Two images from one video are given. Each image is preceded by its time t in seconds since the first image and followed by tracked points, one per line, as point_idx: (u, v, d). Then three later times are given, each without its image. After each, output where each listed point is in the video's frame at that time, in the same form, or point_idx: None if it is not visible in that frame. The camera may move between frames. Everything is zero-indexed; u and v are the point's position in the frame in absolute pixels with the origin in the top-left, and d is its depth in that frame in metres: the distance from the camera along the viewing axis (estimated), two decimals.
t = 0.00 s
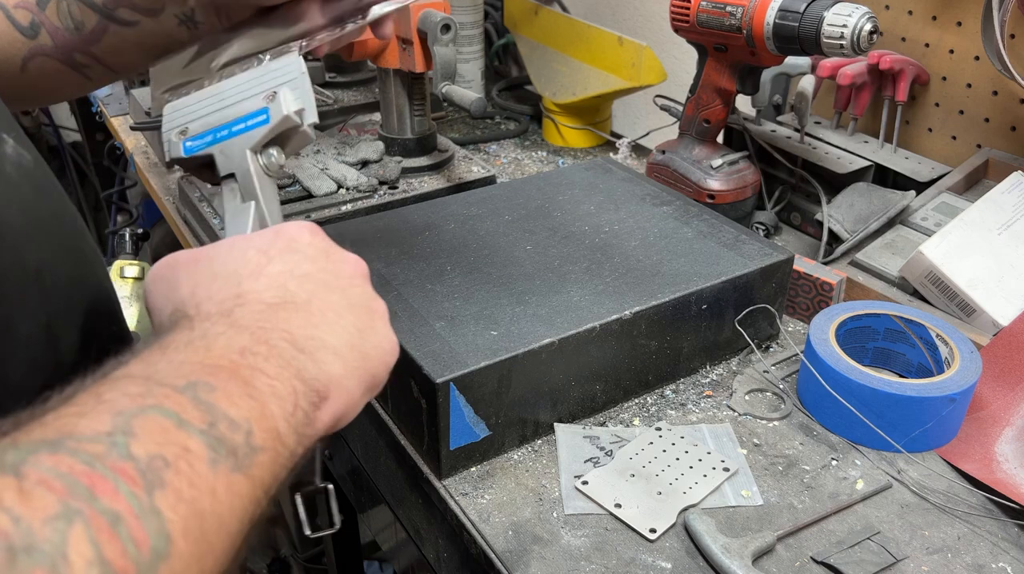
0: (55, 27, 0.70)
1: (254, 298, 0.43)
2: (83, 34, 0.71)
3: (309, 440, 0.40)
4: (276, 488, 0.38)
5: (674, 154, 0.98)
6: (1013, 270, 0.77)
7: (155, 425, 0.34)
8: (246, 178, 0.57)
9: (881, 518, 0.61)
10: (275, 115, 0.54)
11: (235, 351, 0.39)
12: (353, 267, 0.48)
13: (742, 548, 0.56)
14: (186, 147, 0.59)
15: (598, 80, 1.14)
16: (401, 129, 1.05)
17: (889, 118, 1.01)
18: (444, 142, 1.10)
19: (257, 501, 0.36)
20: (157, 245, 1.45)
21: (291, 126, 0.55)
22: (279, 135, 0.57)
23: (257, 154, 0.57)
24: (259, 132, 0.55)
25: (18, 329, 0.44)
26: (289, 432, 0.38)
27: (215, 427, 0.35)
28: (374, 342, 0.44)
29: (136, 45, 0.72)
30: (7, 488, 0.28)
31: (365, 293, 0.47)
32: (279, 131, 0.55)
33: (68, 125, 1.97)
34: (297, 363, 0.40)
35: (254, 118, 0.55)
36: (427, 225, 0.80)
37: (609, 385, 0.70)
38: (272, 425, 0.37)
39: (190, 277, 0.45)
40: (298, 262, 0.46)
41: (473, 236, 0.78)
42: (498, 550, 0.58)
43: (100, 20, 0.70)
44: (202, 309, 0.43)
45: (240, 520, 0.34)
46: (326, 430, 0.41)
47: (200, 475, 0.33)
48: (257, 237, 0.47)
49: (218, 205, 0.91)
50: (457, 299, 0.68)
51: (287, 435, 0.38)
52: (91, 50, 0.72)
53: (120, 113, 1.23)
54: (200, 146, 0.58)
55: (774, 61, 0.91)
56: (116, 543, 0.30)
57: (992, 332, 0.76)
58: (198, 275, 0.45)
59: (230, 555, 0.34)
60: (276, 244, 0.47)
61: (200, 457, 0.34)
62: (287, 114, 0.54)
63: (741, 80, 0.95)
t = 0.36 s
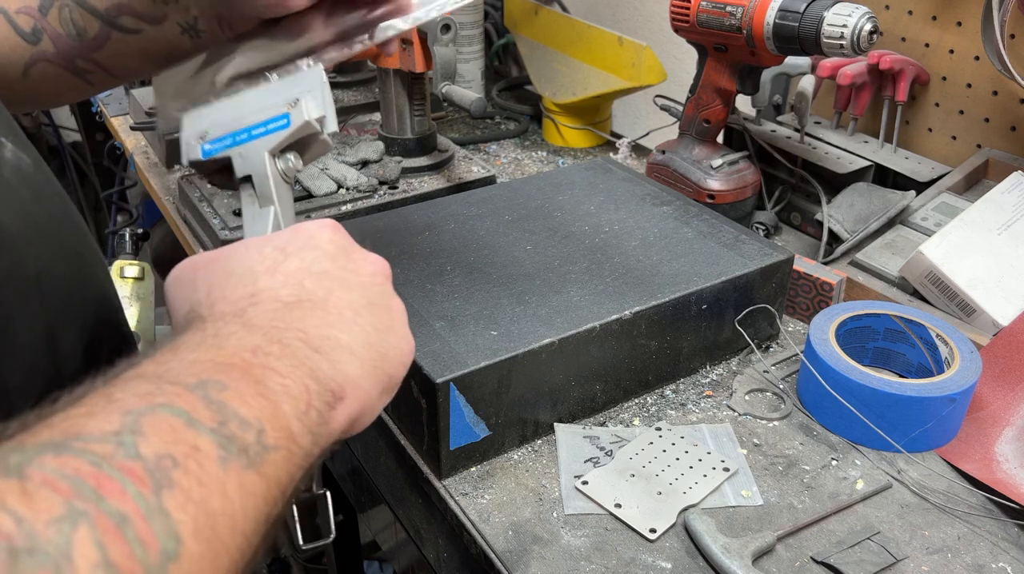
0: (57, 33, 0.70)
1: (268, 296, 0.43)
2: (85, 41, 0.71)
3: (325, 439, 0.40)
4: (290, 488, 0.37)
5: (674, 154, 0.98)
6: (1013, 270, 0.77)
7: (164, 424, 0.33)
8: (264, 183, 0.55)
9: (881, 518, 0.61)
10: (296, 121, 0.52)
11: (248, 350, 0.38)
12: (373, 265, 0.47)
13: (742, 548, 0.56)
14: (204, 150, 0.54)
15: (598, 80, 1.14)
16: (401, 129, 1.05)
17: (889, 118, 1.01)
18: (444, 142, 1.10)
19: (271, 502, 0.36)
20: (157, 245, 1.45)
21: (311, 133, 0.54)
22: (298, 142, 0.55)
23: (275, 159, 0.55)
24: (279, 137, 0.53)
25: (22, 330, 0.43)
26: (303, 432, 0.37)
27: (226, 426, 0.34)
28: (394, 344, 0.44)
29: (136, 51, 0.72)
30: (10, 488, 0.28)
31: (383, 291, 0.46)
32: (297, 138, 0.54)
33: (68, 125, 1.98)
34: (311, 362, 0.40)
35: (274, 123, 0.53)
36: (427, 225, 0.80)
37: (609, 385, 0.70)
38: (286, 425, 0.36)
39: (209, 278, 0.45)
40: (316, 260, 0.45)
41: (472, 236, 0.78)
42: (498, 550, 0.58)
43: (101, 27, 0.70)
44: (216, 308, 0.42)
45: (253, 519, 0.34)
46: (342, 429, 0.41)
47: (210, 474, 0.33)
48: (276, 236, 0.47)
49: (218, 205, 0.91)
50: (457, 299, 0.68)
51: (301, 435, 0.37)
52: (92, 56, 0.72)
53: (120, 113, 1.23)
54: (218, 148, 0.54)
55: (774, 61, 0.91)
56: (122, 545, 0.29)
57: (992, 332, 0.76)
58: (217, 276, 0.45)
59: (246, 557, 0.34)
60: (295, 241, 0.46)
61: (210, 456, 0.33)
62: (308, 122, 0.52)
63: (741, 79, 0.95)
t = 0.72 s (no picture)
0: (36, 31, 0.70)
1: (301, 280, 0.42)
2: (65, 40, 0.70)
3: (357, 429, 0.39)
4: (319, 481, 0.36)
5: (674, 154, 0.98)
6: (1013, 270, 0.77)
7: (183, 416, 0.32)
8: (297, 159, 0.56)
9: (881, 518, 0.61)
10: (325, 94, 0.54)
11: (276, 337, 0.37)
12: (404, 249, 0.47)
13: (742, 548, 0.56)
14: (234, 128, 0.59)
15: (598, 80, 1.14)
16: (401, 129, 1.05)
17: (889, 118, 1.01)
18: (444, 143, 1.10)
19: (296, 496, 0.35)
20: (156, 246, 1.45)
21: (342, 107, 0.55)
22: (329, 117, 0.56)
23: (307, 135, 0.57)
24: (308, 112, 0.55)
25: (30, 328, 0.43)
26: (331, 424, 0.37)
27: (249, 418, 0.33)
28: (427, 331, 0.43)
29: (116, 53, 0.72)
30: (15, 487, 0.27)
31: (417, 276, 0.45)
32: (329, 113, 0.55)
33: (68, 125, 1.98)
34: (342, 350, 0.39)
35: (303, 98, 0.55)
36: (427, 225, 0.80)
37: (608, 385, 0.70)
38: (314, 416, 0.36)
39: (239, 256, 0.45)
40: (347, 244, 0.45)
41: (472, 236, 0.78)
42: (498, 550, 0.58)
43: (80, 27, 0.70)
44: (244, 294, 0.42)
45: (275, 515, 0.33)
46: (373, 420, 0.40)
47: (230, 470, 0.32)
48: (305, 218, 0.47)
49: (218, 205, 0.91)
50: (457, 299, 0.68)
51: (329, 426, 0.36)
52: (72, 56, 0.72)
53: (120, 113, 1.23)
54: (250, 128, 0.58)
55: (774, 61, 0.91)
56: (133, 546, 0.28)
57: (992, 332, 0.76)
58: (247, 256, 0.45)
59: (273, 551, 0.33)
60: (326, 224, 0.46)
61: (231, 450, 0.32)
62: (337, 95, 0.53)
63: (741, 80, 0.95)
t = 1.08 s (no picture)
0: (30, 30, 0.68)
1: (300, 271, 0.41)
2: (59, 39, 0.70)
3: (353, 424, 0.38)
4: (316, 473, 0.36)
5: (673, 154, 0.98)
6: (1013, 270, 0.78)
7: (179, 407, 0.32)
8: (302, 154, 0.53)
9: (881, 518, 0.61)
10: (336, 89, 0.51)
11: (274, 327, 0.37)
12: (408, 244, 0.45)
13: (742, 548, 0.56)
14: (242, 121, 0.51)
15: (598, 80, 1.14)
16: (401, 129, 1.05)
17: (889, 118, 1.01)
18: (444, 143, 1.10)
19: (292, 488, 0.34)
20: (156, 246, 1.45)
21: (350, 102, 0.52)
22: (338, 112, 0.53)
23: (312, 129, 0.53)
24: (318, 107, 0.52)
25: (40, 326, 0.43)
26: (329, 416, 0.36)
27: (246, 408, 0.33)
28: (423, 327, 0.42)
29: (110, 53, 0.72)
30: (9, 477, 0.27)
31: (419, 272, 0.44)
32: (339, 107, 0.52)
33: (68, 125, 1.98)
34: (341, 341, 0.38)
35: (311, 92, 0.51)
36: (428, 225, 0.80)
37: (609, 385, 0.70)
38: (310, 406, 0.35)
39: (239, 246, 0.44)
40: (350, 237, 0.44)
41: (472, 236, 0.78)
42: (498, 550, 0.58)
43: (74, 27, 0.70)
44: (245, 282, 0.41)
45: (271, 508, 0.32)
46: (372, 413, 0.39)
47: (227, 460, 0.31)
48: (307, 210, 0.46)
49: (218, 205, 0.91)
50: (457, 299, 0.68)
51: (326, 418, 0.36)
52: (67, 55, 0.71)
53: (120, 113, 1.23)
54: (256, 119, 0.51)
55: (775, 61, 0.91)
56: (128, 536, 0.28)
57: (992, 332, 0.76)
58: (247, 244, 0.44)
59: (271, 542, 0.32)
60: (328, 217, 0.45)
61: (227, 441, 0.32)
62: (348, 91, 0.51)
63: (741, 80, 0.95)
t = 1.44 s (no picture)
0: (24, 35, 0.69)
1: (330, 265, 0.41)
2: (53, 45, 0.71)
3: (387, 418, 0.37)
4: (349, 468, 0.35)
5: (674, 154, 0.98)
6: (1012, 270, 0.77)
7: (211, 397, 0.31)
8: (331, 155, 0.54)
9: (881, 518, 0.61)
10: (364, 91, 0.51)
11: (305, 321, 0.37)
12: (437, 238, 0.46)
13: (742, 548, 0.56)
14: (269, 122, 0.55)
15: (598, 80, 1.14)
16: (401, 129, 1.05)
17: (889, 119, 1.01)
18: (444, 143, 1.10)
19: (326, 481, 0.34)
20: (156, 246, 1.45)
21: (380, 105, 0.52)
22: (367, 114, 0.54)
23: (343, 130, 0.54)
24: (347, 108, 0.52)
25: (46, 324, 0.43)
26: (359, 408, 0.35)
27: (277, 398, 0.33)
28: (457, 323, 0.43)
29: (104, 57, 0.74)
30: (40, 463, 0.26)
31: (450, 266, 0.45)
32: (368, 109, 0.52)
33: (68, 125, 1.98)
34: (370, 336, 0.37)
35: (341, 93, 0.52)
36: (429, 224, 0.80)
37: (609, 385, 0.70)
38: (342, 399, 0.35)
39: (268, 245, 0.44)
40: (379, 230, 0.44)
41: (473, 235, 0.78)
42: (498, 550, 0.58)
43: (68, 34, 0.71)
44: (277, 277, 0.42)
45: (306, 498, 0.32)
46: (401, 409, 0.39)
47: (259, 450, 0.31)
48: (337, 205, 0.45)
49: (219, 205, 0.91)
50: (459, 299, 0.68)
51: (358, 411, 0.35)
52: (59, 61, 0.72)
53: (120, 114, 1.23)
54: (285, 119, 0.54)
55: (775, 61, 0.91)
56: (161, 525, 0.27)
57: (992, 332, 0.76)
58: (278, 245, 0.44)
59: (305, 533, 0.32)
60: (358, 210, 0.45)
61: (259, 431, 0.31)
62: (377, 92, 0.51)
63: (741, 80, 0.95)
